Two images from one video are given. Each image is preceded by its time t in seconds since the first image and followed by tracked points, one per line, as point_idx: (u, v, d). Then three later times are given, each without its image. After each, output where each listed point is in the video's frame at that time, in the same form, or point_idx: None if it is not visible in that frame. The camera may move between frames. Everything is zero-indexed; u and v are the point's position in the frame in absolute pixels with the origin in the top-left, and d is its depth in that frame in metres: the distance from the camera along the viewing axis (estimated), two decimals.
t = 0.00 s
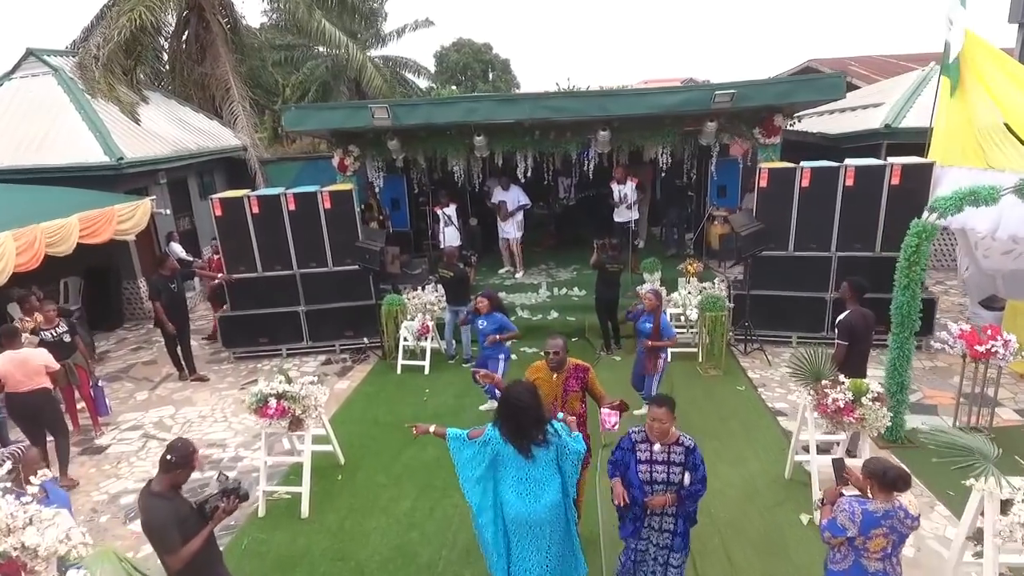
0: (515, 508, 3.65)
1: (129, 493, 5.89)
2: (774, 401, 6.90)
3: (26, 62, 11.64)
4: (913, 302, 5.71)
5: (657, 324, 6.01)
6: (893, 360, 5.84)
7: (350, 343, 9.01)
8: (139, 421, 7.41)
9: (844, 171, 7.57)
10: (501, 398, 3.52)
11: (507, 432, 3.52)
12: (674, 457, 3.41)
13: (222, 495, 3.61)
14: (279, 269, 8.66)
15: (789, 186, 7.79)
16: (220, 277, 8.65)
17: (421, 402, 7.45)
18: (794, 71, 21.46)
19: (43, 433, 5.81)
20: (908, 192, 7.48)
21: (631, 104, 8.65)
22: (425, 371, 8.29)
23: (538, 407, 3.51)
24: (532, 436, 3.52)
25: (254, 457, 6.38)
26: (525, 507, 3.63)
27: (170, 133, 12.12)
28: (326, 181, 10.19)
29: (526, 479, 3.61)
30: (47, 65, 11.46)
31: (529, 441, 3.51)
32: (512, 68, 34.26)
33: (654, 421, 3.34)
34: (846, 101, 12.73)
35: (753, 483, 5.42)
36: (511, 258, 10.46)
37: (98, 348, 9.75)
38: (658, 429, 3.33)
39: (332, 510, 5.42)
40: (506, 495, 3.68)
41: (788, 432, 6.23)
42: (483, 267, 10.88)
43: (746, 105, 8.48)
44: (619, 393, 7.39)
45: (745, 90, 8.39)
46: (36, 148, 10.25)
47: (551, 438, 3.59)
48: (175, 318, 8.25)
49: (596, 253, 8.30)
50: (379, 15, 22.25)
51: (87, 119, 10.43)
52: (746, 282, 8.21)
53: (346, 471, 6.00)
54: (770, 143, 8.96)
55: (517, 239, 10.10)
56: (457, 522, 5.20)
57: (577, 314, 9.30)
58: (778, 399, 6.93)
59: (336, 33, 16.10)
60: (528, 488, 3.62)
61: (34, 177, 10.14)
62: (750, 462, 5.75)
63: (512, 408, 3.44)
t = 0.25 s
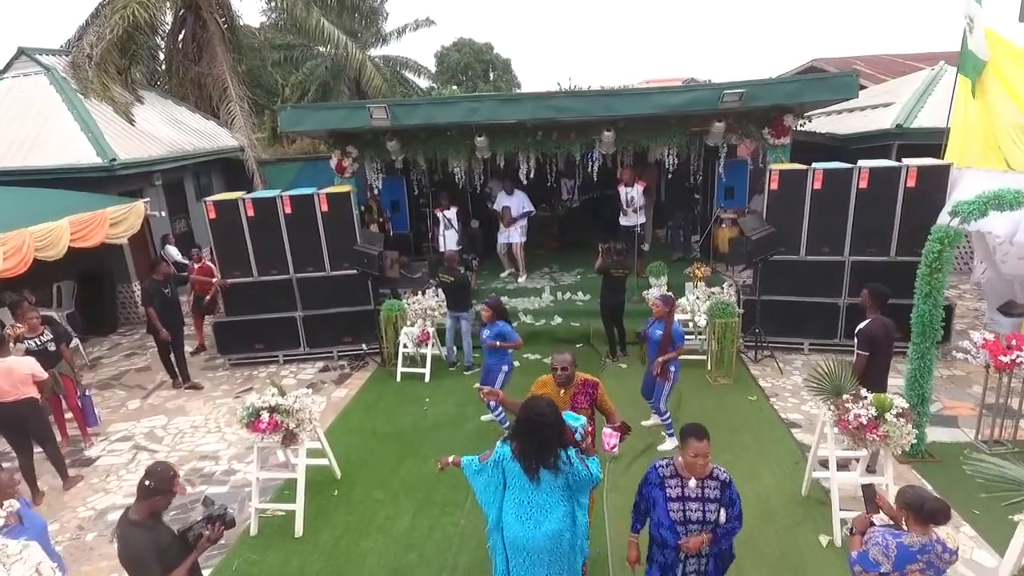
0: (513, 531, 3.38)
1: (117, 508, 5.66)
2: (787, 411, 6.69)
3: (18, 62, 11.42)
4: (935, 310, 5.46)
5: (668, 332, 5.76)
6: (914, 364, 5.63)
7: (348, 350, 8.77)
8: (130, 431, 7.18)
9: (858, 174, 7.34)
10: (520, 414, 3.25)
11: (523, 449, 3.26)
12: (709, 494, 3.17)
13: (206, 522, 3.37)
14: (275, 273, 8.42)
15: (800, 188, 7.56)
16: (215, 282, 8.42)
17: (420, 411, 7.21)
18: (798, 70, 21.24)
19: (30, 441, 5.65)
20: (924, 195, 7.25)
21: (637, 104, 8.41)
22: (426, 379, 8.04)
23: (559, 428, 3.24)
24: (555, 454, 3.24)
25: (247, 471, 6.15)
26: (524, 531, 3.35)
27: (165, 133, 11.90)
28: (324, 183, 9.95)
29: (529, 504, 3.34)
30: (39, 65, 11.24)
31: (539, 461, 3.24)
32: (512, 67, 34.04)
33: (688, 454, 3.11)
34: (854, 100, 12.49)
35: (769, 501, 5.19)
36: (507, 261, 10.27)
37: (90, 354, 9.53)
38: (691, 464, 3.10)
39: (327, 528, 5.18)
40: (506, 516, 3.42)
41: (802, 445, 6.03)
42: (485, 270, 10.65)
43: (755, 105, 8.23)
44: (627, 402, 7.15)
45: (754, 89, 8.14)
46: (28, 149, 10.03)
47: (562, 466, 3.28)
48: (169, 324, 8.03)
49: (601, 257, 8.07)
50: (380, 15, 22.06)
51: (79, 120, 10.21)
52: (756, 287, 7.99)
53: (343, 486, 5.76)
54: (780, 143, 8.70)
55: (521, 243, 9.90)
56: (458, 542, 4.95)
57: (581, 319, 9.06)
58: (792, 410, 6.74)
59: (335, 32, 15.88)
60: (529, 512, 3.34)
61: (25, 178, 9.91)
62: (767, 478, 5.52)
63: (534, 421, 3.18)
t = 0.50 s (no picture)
0: (513, 569, 3.11)
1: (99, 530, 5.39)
2: (802, 425, 6.42)
3: (7, 61, 11.16)
4: (961, 322, 5.21)
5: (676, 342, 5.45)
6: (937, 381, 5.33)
7: (345, 358, 8.50)
8: (117, 445, 6.92)
9: (874, 176, 7.07)
10: (524, 440, 2.96)
11: (523, 481, 2.96)
12: (742, 551, 2.88)
13: (180, 560, 3.10)
14: (269, 279, 8.15)
15: (813, 191, 7.29)
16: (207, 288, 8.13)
17: (419, 423, 6.94)
18: (805, 69, 20.93)
19: (13, 456, 5.40)
20: (943, 198, 6.97)
21: (644, 104, 8.11)
22: (425, 389, 7.74)
23: (566, 458, 2.95)
24: (559, 489, 2.94)
25: (236, 489, 5.88)
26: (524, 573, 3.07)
27: (159, 135, 11.64)
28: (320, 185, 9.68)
29: (529, 543, 3.05)
30: (29, 64, 10.98)
31: (544, 497, 2.95)
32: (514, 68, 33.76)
33: (712, 504, 2.86)
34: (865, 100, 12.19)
35: (785, 525, 4.92)
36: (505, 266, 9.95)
37: (79, 362, 9.27)
38: (718, 516, 2.83)
39: (319, 553, 4.91)
40: (506, 553, 3.16)
41: (828, 463, 5.76)
42: (486, 275, 10.37)
43: (766, 104, 7.94)
44: (634, 415, 6.88)
45: (766, 88, 7.85)
46: (16, 151, 9.76)
47: (570, 505, 2.98)
48: (159, 332, 7.75)
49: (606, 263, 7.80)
50: (381, 14, 21.79)
51: (69, 120, 9.95)
52: (767, 294, 7.72)
53: (336, 506, 5.48)
54: (791, 144, 8.40)
55: (522, 246, 9.61)
56: (456, 569, 4.67)
57: (585, 327, 8.77)
58: (808, 424, 6.48)
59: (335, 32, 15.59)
60: (528, 551, 3.06)
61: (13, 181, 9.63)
62: (783, 499, 5.26)
63: (540, 453, 2.88)
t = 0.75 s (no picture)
0: None
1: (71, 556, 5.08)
2: (816, 443, 6.15)
3: None
4: (991, 338, 4.91)
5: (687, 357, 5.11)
6: (962, 398, 5.05)
7: (337, 368, 8.18)
8: (97, 462, 6.61)
9: (890, 179, 6.74)
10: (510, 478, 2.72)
11: (508, 523, 2.71)
12: None
13: None
14: (258, 287, 7.83)
15: (826, 196, 6.97)
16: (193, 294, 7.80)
17: (414, 439, 6.63)
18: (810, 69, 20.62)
19: None
20: (962, 203, 6.64)
21: (649, 104, 7.79)
22: (420, 402, 7.41)
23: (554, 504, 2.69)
24: (544, 535, 2.67)
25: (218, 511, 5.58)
26: None
27: (149, 136, 11.36)
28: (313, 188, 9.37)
29: None
30: (14, 64, 10.69)
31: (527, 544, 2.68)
32: (515, 68, 33.45)
33: None
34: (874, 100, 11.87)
35: (801, 554, 4.61)
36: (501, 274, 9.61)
37: (63, 372, 8.97)
38: None
39: None
40: None
41: (846, 486, 5.47)
42: (485, 280, 10.05)
43: (776, 104, 7.63)
44: (639, 429, 6.56)
45: (777, 87, 7.52)
46: None
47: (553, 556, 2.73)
48: (144, 342, 7.41)
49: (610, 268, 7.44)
50: (380, 14, 21.51)
51: (54, 121, 9.64)
52: (778, 303, 7.40)
53: (322, 532, 5.16)
54: (801, 147, 8.10)
55: (517, 255, 9.29)
56: None
57: (587, 335, 8.45)
58: (823, 441, 6.16)
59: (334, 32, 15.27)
60: None
61: None
62: (798, 525, 4.95)
63: (528, 495, 2.63)
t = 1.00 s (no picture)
0: None
1: None
2: (832, 469, 5.71)
3: None
4: None
5: (696, 380, 4.66)
6: (991, 426, 4.66)
7: (324, 382, 7.81)
8: (65, 486, 6.25)
9: (911, 186, 6.35)
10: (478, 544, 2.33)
11: None
12: None
13: None
14: (241, 297, 7.45)
15: (842, 203, 6.59)
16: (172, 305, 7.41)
17: (402, 462, 6.23)
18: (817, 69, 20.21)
19: None
20: (987, 212, 6.25)
21: (652, 105, 7.39)
22: (410, 421, 7.02)
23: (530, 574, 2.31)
24: None
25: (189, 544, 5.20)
26: None
27: (133, 139, 11.06)
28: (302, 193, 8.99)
29: None
30: None
31: None
32: (516, 68, 33.04)
33: None
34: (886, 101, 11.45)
35: None
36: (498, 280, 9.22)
37: (40, 386, 8.60)
38: None
39: None
40: None
41: (866, 518, 5.03)
42: (480, 289, 9.67)
43: (788, 106, 7.22)
44: (643, 452, 6.13)
45: (788, 88, 7.13)
46: None
47: None
48: (119, 358, 7.00)
49: (612, 278, 7.00)
50: (378, 13, 21.13)
51: (32, 122, 9.23)
52: (791, 316, 6.98)
53: (298, 568, 4.79)
54: (814, 150, 7.69)
55: (518, 259, 8.92)
56: None
57: (586, 348, 8.03)
58: (838, 466, 5.74)
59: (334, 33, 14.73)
60: None
61: None
62: (815, 563, 4.54)
63: (497, 561, 2.23)
